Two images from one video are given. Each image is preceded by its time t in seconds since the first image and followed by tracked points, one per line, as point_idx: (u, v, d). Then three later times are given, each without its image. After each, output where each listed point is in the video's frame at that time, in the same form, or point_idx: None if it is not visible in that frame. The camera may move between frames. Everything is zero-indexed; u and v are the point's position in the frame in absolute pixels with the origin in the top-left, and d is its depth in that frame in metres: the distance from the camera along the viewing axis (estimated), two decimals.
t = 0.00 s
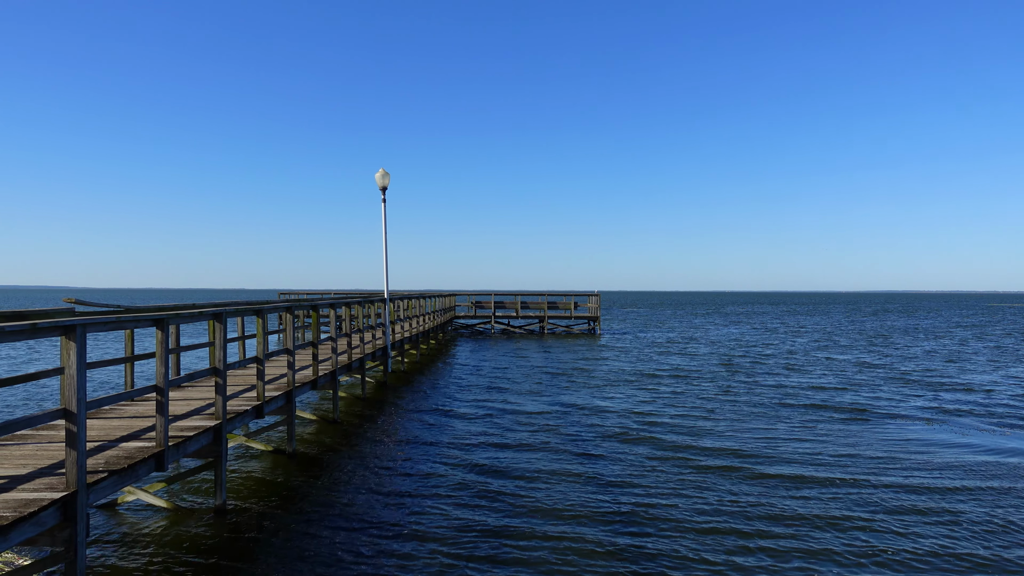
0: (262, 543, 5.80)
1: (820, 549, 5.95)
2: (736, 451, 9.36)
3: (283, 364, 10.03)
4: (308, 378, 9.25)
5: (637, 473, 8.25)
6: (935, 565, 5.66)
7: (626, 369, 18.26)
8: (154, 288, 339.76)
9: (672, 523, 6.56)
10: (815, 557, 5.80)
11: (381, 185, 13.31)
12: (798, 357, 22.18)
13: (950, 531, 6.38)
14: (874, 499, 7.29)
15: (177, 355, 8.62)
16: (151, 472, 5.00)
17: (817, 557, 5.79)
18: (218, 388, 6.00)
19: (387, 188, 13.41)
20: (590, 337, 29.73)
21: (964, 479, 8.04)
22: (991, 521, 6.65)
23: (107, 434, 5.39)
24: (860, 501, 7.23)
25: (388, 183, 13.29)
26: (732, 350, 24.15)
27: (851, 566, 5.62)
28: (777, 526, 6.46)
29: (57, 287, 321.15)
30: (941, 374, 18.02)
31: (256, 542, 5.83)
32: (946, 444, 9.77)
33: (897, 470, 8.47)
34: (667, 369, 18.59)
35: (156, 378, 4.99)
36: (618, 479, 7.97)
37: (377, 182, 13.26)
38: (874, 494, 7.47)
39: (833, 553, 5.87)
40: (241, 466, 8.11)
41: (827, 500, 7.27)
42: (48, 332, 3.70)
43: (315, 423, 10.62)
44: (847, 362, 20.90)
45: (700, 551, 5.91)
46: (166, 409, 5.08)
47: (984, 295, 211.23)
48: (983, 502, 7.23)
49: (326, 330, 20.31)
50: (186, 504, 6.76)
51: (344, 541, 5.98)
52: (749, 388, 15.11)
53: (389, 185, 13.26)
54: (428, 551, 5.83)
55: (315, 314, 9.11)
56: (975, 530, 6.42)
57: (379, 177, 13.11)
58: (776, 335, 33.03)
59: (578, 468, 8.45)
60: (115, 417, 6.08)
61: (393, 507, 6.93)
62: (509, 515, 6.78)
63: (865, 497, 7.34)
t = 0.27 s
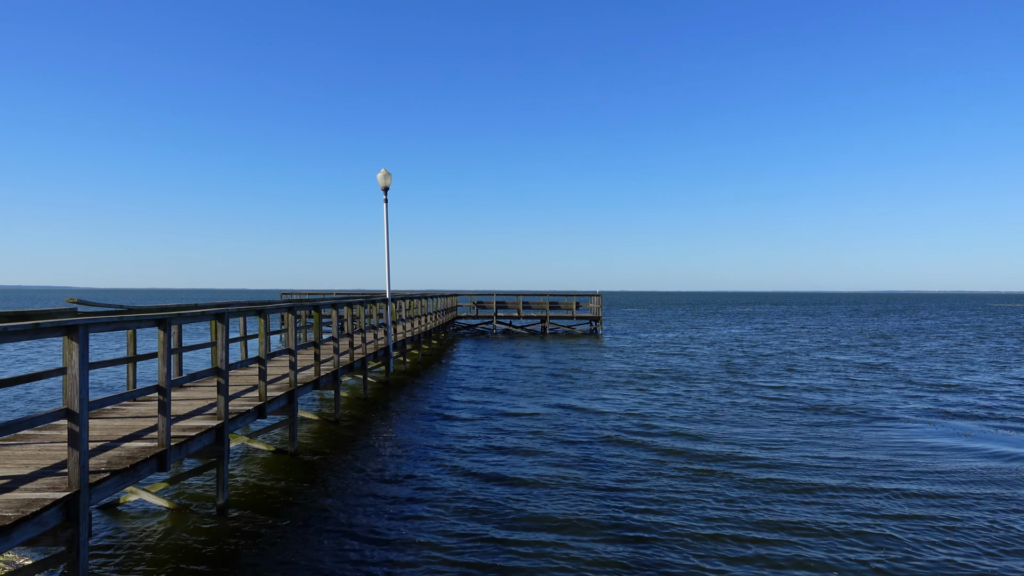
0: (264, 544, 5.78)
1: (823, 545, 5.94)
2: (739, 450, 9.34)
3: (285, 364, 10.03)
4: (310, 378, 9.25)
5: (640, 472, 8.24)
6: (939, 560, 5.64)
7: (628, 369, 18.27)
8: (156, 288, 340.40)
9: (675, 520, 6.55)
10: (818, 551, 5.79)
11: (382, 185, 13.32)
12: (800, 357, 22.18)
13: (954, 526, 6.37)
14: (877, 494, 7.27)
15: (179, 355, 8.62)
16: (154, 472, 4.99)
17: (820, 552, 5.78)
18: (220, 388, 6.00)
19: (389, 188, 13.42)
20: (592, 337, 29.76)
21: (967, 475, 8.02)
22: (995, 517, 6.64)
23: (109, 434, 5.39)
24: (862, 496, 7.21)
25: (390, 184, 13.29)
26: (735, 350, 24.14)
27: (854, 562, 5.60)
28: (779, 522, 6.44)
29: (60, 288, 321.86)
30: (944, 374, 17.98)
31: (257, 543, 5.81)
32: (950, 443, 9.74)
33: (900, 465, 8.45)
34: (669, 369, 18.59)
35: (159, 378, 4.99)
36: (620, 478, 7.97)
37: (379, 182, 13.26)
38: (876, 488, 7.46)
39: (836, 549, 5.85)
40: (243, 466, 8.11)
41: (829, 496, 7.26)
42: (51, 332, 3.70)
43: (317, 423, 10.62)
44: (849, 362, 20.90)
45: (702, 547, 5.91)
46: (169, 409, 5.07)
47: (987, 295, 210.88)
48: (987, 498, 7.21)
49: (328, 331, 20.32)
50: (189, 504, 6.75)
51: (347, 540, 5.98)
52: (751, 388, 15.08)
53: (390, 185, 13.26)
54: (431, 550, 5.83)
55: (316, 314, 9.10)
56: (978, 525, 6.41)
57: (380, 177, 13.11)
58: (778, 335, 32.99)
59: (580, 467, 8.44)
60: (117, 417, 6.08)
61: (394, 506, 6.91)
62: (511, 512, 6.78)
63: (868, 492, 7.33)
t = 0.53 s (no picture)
0: (265, 544, 5.78)
1: (823, 548, 5.95)
2: (740, 450, 9.34)
3: (286, 365, 10.04)
4: (311, 378, 9.27)
5: (641, 473, 8.24)
6: (939, 563, 5.65)
7: (629, 369, 18.28)
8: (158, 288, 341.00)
9: (676, 522, 6.57)
10: (818, 555, 5.81)
11: (384, 186, 13.32)
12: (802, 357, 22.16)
13: (954, 529, 6.38)
14: (878, 497, 7.28)
15: (180, 355, 8.63)
16: (156, 472, 5.00)
17: (820, 555, 5.80)
18: (222, 388, 6.01)
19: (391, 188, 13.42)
20: (594, 337, 29.75)
21: (967, 477, 8.04)
22: (995, 521, 6.66)
23: (112, 434, 5.40)
24: (862, 499, 7.23)
25: (391, 184, 13.30)
26: (736, 351, 24.12)
27: (854, 565, 5.62)
28: (780, 524, 6.47)
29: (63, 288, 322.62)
30: (945, 374, 17.97)
31: (259, 542, 5.82)
32: (951, 444, 9.74)
33: (900, 467, 8.47)
34: (670, 369, 18.59)
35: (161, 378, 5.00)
36: (621, 479, 7.96)
37: (380, 182, 13.27)
38: (876, 492, 7.48)
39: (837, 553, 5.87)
40: (245, 466, 8.12)
41: (830, 499, 7.27)
42: (53, 332, 3.71)
43: (318, 423, 10.64)
44: (850, 362, 20.88)
45: (703, 549, 5.93)
46: (170, 409, 5.09)
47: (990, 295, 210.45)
48: (987, 501, 7.22)
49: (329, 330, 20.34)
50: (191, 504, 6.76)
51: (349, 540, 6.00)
52: (752, 388, 15.08)
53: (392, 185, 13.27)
54: (432, 551, 5.84)
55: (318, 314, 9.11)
56: (978, 529, 6.42)
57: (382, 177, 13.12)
58: (780, 334, 32.98)
59: (582, 468, 8.45)
60: (119, 417, 6.09)
61: (395, 507, 6.92)
62: (512, 513, 6.79)
63: (868, 495, 7.35)
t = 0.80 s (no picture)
0: (268, 544, 5.79)
1: (825, 549, 5.95)
2: (742, 450, 9.34)
3: (288, 365, 10.04)
4: (313, 378, 9.27)
5: (642, 472, 8.24)
6: (942, 563, 5.65)
7: (630, 369, 18.27)
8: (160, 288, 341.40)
9: (678, 521, 6.57)
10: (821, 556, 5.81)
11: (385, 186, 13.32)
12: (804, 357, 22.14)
13: (956, 528, 6.38)
14: (879, 498, 7.29)
15: (182, 355, 8.64)
16: (158, 472, 5.00)
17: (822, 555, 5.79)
18: (223, 388, 6.01)
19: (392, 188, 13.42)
20: (595, 337, 29.72)
21: (970, 476, 8.02)
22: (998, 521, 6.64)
23: (114, 434, 5.41)
24: (864, 499, 7.23)
25: (393, 184, 13.30)
26: (738, 351, 24.10)
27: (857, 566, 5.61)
28: (782, 524, 6.47)
29: (65, 288, 323.14)
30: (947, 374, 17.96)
31: (262, 543, 5.82)
32: (953, 443, 9.73)
33: (902, 466, 8.46)
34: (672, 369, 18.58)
35: (162, 378, 5.00)
36: (623, 479, 7.96)
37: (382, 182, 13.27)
38: (878, 492, 7.48)
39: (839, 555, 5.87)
40: (247, 466, 8.13)
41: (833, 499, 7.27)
42: (54, 332, 3.71)
43: (320, 423, 10.65)
44: (852, 362, 20.86)
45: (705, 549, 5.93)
46: (172, 409, 5.09)
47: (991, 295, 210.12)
48: (990, 501, 7.20)
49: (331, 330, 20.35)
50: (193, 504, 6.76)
51: (351, 539, 6.00)
52: (754, 388, 15.08)
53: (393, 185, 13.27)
54: (434, 549, 5.85)
55: (319, 314, 9.10)
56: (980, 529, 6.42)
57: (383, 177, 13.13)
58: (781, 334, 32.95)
59: (583, 467, 8.44)
60: (121, 417, 6.09)
61: (397, 505, 6.95)
62: (514, 512, 6.80)
63: (869, 495, 7.37)
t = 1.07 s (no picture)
0: (270, 544, 5.79)
1: (828, 550, 5.94)
2: (744, 450, 9.33)
3: (289, 365, 10.04)
4: (315, 378, 9.27)
5: (644, 473, 8.24)
6: (945, 566, 5.64)
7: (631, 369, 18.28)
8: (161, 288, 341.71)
9: (680, 522, 6.57)
10: (823, 558, 5.80)
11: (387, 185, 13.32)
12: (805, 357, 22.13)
13: (958, 529, 6.37)
14: (881, 500, 7.29)
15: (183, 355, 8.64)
16: (159, 472, 5.01)
17: (825, 557, 5.79)
18: (225, 388, 6.01)
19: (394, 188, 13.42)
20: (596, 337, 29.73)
21: (972, 478, 8.02)
22: (1001, 523, 6.63)
23: (115, 434, 5.41)
24: (866, 501, 7.23)
25: (394, 184, 13.29)
26: (739, 351, 24.10)
27: (859, 568, 5.61)
28: (784, 525, 6.47)
29: (66, 288, 323.55)
30: (949, 374, 17.96)
31: (264, 543, 5.82)
32: (956, 444, 9.72)
33: (903, 467, 8.47)
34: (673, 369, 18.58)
35: (164, 378, 5.00)
36: (624, 479, 7.96)
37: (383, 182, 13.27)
38: (880, 494, 7.47)
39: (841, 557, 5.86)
40: (249, 466, 8.13)
41: (835, 501, 7.27)
42: (57, 332, 3.72)
43: (322, 423, 10.65)
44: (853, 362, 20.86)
45: (707, 551, 5.93)
46: (174, 409, 5.09)
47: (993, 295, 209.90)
48: (993, 503, 7.20)
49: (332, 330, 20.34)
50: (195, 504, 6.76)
51: (352, 539, 6.01)
52: (756, 388, 15.06)
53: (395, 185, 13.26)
54: (435, 550, 5.85)
55: (321, 314, 9.09)
56: (983, 531, 6.41)
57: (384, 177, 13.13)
58: (783, 334, 32.93)
59: (584, 468, 8.44)
60: (123, 417, 6.10)
61: (399, 506, 6.95)
62: (516, 513, 6.79)
63: (871, 497, 7.36)
